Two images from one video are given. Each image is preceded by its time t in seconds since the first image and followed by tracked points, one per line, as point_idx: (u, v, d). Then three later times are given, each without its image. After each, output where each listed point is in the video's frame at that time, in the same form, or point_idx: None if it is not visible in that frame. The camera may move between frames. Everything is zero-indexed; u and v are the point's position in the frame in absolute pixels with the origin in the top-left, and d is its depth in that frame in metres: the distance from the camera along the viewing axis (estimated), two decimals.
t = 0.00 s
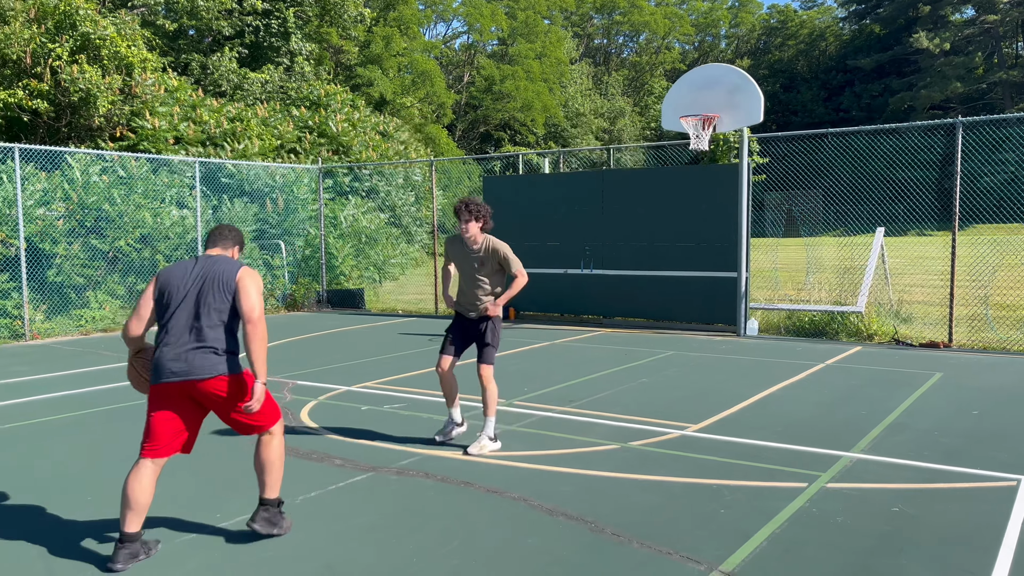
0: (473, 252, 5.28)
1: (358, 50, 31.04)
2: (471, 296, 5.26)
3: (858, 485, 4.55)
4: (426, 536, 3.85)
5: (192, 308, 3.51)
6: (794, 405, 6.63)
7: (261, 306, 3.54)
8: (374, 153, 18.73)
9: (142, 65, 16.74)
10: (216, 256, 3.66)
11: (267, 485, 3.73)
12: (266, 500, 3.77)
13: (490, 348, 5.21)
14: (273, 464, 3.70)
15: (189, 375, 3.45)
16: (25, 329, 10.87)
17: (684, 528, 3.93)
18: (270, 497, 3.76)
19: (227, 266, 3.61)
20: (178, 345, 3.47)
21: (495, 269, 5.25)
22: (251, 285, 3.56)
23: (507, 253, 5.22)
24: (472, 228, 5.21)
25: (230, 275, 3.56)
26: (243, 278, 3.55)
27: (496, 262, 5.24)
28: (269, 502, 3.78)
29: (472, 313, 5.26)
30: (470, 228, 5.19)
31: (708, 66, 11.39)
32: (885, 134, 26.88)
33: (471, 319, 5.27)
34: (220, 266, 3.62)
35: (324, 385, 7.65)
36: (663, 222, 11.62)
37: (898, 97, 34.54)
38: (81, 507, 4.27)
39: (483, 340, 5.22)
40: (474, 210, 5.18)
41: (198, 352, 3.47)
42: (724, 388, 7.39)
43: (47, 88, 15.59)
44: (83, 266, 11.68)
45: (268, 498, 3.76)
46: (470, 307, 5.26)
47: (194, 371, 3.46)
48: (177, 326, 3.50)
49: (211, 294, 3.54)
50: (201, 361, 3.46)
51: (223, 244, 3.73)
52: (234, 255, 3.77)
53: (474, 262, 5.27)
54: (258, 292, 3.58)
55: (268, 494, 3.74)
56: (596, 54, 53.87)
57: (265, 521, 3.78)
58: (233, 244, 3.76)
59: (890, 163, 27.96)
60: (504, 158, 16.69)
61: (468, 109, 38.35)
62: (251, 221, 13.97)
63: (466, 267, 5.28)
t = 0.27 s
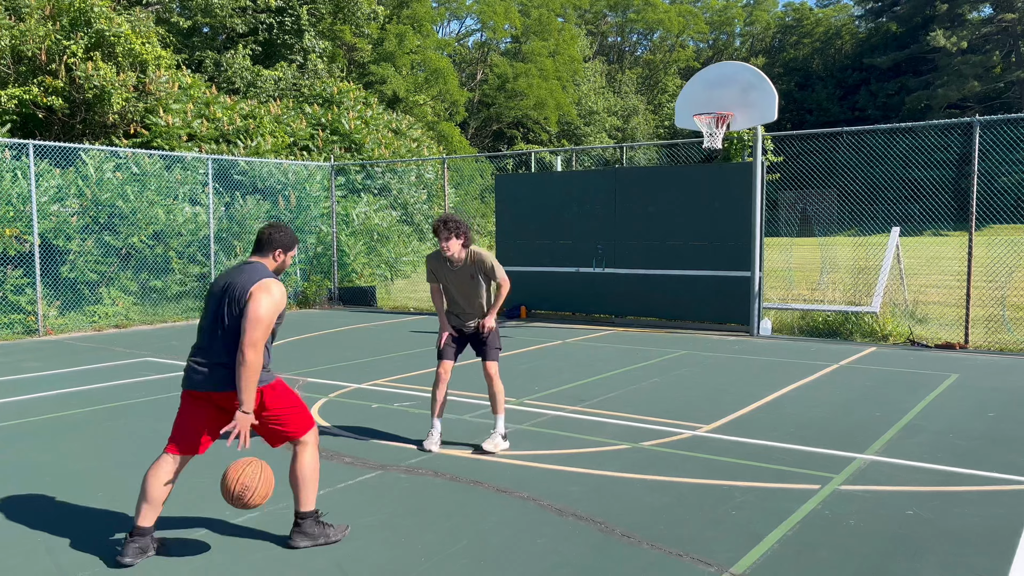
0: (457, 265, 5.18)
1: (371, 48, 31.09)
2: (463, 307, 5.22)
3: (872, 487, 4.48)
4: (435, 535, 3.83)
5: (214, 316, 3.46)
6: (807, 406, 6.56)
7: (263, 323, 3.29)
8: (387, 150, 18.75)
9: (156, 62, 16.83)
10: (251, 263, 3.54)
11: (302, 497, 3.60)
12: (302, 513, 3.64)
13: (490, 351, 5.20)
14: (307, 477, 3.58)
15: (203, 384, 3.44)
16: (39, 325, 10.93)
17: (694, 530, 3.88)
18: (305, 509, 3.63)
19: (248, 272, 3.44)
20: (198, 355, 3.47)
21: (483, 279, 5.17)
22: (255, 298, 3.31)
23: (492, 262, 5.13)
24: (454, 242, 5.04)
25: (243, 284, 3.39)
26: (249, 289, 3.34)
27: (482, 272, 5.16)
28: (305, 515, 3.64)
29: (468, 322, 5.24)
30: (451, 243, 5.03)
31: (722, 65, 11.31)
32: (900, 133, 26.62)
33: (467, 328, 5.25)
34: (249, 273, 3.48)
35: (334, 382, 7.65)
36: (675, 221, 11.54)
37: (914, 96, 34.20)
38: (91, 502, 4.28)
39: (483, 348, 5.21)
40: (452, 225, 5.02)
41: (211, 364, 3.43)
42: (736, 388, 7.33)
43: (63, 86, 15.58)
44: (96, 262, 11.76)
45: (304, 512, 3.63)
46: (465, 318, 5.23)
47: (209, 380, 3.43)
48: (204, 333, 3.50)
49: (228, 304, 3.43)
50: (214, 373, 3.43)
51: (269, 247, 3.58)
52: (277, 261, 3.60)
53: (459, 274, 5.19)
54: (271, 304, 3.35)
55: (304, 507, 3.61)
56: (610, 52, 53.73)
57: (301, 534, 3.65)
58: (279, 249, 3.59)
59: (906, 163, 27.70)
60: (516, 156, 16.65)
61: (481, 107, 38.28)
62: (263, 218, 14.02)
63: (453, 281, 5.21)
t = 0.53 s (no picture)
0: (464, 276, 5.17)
1: (383, 48, 31.16)
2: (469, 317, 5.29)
3: (882, 492, 4.43)
4: (440, 536, 3.82)
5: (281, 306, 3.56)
6: (817, 409, 6.51)
7: (306, 310, 3.26)
8: (398, 150, 18.78)
9: (169, 62, 16.93)
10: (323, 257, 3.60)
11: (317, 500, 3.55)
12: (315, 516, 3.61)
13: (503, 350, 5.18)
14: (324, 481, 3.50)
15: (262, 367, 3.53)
16: (51, 322, 11.03)
17: (701, 533, 3.85)
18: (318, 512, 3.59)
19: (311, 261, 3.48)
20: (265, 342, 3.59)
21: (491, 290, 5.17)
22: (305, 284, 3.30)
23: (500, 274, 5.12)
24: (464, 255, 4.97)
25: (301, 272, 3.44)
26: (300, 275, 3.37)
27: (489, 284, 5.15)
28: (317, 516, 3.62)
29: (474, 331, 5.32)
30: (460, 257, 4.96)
31: (734, 65, 11.25)
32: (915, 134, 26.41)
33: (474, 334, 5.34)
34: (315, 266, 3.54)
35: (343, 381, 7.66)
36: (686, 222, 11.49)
37: (929, 97, 33.93)
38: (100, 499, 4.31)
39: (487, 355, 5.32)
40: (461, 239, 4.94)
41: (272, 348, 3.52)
42: (746, 390, 7.28)
43: (77, 85, 15.67)
44: (108, 260, 11.85)
45: (313, 514, 3.60)
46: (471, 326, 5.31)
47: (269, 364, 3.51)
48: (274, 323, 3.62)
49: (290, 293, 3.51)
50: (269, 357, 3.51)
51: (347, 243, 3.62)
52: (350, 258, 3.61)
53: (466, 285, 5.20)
54: (317, 294, 3.32)
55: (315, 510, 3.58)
56: (622, 52, 53.60)
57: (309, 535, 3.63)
58: (354, 246, 3.61)
59: (920, 164, 27.47)
60: (526, 156, 16.64)
61: (493, 107, 38.28)
62: (274, 217, 14.07)
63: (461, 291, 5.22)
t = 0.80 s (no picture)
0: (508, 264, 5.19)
1: (390, 47, 31.18)
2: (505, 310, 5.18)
3: (888, 494, 4.40)
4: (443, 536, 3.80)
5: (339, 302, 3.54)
6: (824, 410, 6.47)
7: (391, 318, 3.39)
8: (404, 150, 18.80)
9: (177, 62, 16.97)
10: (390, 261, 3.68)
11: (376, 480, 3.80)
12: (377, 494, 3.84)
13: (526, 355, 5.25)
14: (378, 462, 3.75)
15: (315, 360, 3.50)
16: (58, 321, 11.06)
17: (705, 535, 3.83)
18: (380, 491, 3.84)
19: (384, 266, 3.56)
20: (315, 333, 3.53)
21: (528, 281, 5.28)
22: (388, 295, 3.41)
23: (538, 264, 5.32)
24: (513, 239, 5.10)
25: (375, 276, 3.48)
26: (379, 283, 3.42)
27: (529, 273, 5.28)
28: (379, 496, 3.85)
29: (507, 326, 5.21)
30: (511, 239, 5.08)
31: (741, 65, 11.20)
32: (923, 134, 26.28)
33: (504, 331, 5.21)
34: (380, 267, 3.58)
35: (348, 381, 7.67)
36: (693, 222, 11.46)
37: (938, 97, 33.78)
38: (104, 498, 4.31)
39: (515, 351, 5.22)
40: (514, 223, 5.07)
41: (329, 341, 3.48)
42: (752, 391, 7.25)
43: (84, 84, 15.70)
44: (115, 259, 11.87)
45: (316, 513, 3.61)
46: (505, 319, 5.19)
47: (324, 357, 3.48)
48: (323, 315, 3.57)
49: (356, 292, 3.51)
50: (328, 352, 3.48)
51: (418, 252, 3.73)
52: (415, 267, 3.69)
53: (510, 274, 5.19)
54: (395, 302, 3.43)
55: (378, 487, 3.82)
56: (629, 52, 53.50)
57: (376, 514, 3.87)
58: (421, 256, 3.70)
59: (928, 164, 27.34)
60: (533, 156, 16.63)
61: (500, 107, 38.27)
62: (281, 217, 14.09)
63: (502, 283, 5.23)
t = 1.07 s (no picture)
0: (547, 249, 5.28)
1: (390, 47, 31.20)
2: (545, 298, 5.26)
3: (888, 493, 4.40)
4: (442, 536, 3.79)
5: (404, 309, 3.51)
6: (824, 410, 6.47)
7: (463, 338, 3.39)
8: (405, 149, 18.81)
9: (176, 62, 16.95)
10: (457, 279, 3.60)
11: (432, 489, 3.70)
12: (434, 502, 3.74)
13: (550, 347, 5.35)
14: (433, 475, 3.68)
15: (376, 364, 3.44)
16: (57, 321, 11.08)
17: (704, 535, 3.82)
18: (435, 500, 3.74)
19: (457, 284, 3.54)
20: (376, 338, 3.49)
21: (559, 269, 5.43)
22: (462, 310, 3.42)
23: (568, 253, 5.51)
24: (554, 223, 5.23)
25: (447, 290, 3.49)
26: (452, 295, 3.44)
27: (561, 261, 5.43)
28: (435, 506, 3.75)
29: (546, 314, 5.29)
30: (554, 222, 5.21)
31: (742, 64, 11.19)
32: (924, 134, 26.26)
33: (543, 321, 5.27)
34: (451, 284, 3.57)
35: (348, 381, 7.66)
36: (693, 222, 11.45)
37: (939, 96, 33.76)
38: (100, 498, 4.29)
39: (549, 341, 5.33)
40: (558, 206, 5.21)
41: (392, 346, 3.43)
42: (752, 391, 7.24)
43: (84, 84, 15.69)
44: (115, 259, 11.87)
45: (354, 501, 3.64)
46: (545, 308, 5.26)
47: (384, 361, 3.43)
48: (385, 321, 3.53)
49: (423, 303, 3.49)
50: (391, 358, 3.42)
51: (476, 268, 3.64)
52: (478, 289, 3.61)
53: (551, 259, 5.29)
54: (468, 320, 3.43)
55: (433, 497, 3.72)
56: (630, 52, 53.53)
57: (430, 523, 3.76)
58: (489, 279, 3.60)
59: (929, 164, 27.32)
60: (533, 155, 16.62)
61: (500, 106, 38.26)
62: (280, 217, 14.09)
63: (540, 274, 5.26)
